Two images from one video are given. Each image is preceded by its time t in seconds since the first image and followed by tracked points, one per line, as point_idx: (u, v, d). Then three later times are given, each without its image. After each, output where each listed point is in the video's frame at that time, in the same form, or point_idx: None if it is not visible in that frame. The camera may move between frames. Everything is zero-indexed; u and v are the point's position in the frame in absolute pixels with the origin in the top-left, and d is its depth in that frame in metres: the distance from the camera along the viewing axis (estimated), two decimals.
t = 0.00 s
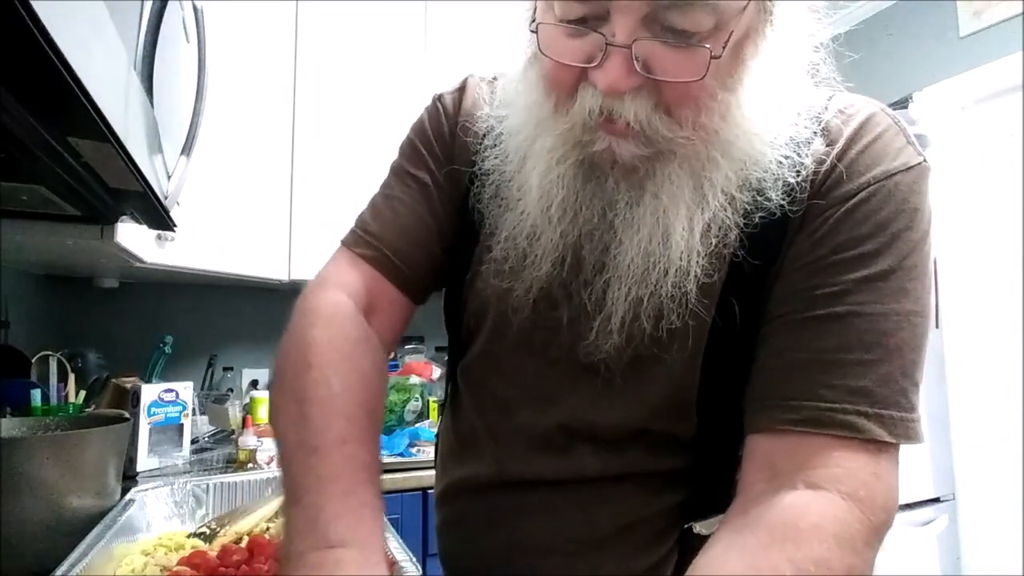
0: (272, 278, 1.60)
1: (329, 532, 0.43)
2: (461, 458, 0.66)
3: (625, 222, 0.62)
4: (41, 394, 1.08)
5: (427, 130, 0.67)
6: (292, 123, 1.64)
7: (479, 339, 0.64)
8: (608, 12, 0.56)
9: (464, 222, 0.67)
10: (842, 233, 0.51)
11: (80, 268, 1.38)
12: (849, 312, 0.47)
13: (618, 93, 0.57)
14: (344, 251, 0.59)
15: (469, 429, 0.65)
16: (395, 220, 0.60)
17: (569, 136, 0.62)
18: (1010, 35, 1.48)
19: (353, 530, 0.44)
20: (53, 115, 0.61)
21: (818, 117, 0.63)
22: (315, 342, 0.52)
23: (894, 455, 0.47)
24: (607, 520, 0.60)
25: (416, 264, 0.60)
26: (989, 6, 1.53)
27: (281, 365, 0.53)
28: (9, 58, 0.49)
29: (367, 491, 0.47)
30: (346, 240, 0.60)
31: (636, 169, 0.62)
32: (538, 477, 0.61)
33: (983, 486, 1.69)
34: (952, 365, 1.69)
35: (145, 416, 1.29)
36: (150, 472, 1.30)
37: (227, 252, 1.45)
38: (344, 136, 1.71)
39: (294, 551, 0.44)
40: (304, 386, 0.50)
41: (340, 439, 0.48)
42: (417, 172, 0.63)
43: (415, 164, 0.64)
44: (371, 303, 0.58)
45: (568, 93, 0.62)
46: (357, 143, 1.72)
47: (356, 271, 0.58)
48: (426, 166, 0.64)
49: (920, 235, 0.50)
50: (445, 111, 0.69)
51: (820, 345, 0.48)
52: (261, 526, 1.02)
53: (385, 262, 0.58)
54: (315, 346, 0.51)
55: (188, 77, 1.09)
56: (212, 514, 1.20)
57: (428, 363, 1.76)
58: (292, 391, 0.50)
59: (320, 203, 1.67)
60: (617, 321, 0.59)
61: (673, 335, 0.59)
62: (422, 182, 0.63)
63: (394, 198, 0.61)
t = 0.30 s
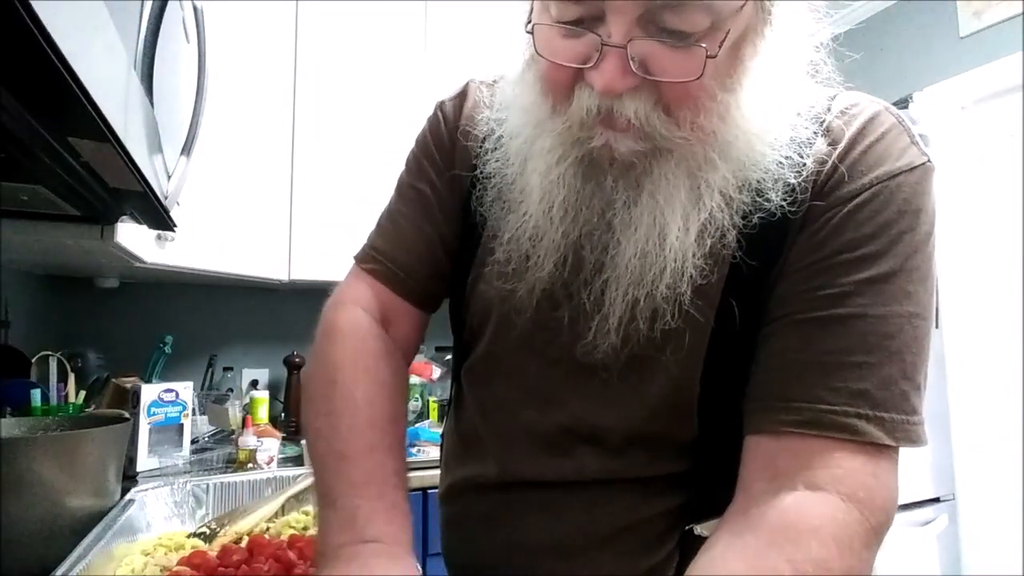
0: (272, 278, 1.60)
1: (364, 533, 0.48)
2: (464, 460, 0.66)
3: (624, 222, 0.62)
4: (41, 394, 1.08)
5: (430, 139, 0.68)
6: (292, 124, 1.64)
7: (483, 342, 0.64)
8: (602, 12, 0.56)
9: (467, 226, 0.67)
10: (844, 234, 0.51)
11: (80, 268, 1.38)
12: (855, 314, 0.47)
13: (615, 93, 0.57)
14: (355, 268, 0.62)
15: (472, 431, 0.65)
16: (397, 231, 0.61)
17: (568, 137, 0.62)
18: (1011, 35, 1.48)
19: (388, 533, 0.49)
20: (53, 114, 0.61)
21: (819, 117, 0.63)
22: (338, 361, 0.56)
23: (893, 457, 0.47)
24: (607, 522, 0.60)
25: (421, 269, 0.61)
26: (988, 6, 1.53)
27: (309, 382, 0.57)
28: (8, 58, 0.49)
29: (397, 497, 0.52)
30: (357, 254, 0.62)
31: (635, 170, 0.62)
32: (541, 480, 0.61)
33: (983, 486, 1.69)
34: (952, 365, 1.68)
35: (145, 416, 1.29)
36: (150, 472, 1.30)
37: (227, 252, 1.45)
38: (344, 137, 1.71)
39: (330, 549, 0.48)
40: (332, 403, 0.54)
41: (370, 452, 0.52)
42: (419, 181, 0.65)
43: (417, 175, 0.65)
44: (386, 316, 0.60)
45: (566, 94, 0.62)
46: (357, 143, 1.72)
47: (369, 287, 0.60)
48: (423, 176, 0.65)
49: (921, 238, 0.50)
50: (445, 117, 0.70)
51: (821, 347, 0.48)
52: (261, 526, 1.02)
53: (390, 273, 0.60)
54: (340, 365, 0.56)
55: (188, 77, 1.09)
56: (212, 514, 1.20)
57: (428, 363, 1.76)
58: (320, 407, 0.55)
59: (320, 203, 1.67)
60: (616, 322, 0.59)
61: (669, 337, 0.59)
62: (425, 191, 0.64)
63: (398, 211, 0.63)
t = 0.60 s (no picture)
0: (273, 278, 1.60)
1: (379, 537, 0.49)
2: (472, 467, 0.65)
3: (625, 228, 0.62)
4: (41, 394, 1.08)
5: (431, 144, 0.68)
6: (292, 124, 1.64)
7: (488, 348, 0.64)
8: (598, 14, 0.56)
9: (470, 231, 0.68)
10: (849, 237, 0.50)
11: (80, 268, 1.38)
12: (860, 319, 0.47)
13: (612, 98, 0.57)
14: (360, 279, 0.64)
15: (478, 436, 0.65)
16: (401, 238, 0.63)
17: (567, 142, 0.62)
18: (1011, 35, 1.48)
19: (404, 537, 0.50)
20: (52, 114, 0.61)
21: (822, 119, 0.63)
22: (349, 372, 0.58)
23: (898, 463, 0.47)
24: (609, 525, 0.60)
25: (424, 272, 0.63)
26: (989, 7, 1.53)
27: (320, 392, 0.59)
28: (9, 59, 0.49)
29: (410, 502, 0.53)
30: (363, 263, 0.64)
31: (636, 175, 0.62)
32: (547, 485, 0.60)
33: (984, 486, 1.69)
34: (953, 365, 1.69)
35: (145, 416, 1.29)
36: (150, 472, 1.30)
37: (227, 252, 1.45)
38: (344, 136, 1.71)
39: (348, 554, 0.49)
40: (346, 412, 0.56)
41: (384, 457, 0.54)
42: (419, 188, 0.65)
43: (419, 181, 0.66)
44: (394, 325, 0.62)
45: (562, 99, 0.62)
46: (356, 143, 1.72)
47: (375, 295, 0.62)
48: (423, 183, 0.66)
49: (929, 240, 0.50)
50: (445, 121, 0.70)
51: (827, 351, 0.48)
52: (261, 526, 1.02)
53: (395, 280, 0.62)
54: (352, 374, 0.57)
55: (188, 77, 1.09)
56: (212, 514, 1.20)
57: (428, 363, 1.76)
58: (333, 417, 0.56)
59: (320, 203, 1.67)
60: (618, 328, 0.59)
61: (670, 345, 0.59)
62: (428, 199, 0.65)
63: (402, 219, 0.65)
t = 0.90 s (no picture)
0: (273, 278, 1.60)
1: (386, 532, 0.49)
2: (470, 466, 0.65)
3: (624, 222, 0.62)
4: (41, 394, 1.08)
5: (437, 148, 0.69)
6: (292, 123, 1.64)
7: (491, 345, 0.64)
8: (592, 14, 0.57)
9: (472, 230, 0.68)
10: (845, 234, 0.51)
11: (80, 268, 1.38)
12: (858, 315, 0.47)
13: (606, 94, 0.57)
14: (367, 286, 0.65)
15: (479, 434, 0.65)
16: (406, 241, 0.64)
17: (565, 139, 0.62)
18: (1011, 35, 1.48)
19: (410, 532, 0.50)
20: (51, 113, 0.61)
21: (821, 113, 0.63)
22: (355, 374, 0.59)
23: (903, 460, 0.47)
24: (609, 525, 0.60)
25: (429, 274, 0.63)
26: (988, 7, 1.53)
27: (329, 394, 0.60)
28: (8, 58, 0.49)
29: (417, 499, 0.53)
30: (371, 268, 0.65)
31: (633, 168, 0.63)
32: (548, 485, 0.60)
33: (984, 486, 1.69)
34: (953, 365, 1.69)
35: (145, 416, 1.29)
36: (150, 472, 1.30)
37: (227, 251, 1.44)
38: (344, 136, 1.71)
39: (354, 550, 0.49)
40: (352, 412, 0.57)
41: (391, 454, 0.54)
42: (422, 192, 0.67)
43: (422, 186, 0.67)
44: (401, 329, 0.63)
45: (557, 96, 0.62)
46: (356, 143, 1.72)
47: (381, 301, 0.63)
48: (426, 188, 0.67)
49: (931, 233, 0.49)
50: (447, 126, 0.70)
51: (828, 349, 0.48)
52: (261, 526, 1.01)
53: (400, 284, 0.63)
54: (362, 374, 0.58)
55: (188, 77, 1.09)
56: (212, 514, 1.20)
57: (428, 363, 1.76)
58: (340, 417, 0.57)
59: (320, 203, 1.67)
60: (617, 322, 0.59)
61: (668, 338, 0.59)
62: (433, 203, 0.66)
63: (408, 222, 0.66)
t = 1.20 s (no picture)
0: (273, 278, 1.60)
1: (401, 493, 0.51)
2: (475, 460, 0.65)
3: (621, 198, 0.63)
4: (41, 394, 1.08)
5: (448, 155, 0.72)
6: (292, 123, 1.64)
7: (496, 326, 0.65)
8: None
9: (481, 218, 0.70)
10: (829, 224, 0.50)
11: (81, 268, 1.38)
12: (844, 307, 0.47)
13: (601, 71, 0.59)
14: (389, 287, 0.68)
15: (482, 420, 0.65)
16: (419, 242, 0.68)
17: (563, 120, 0.63)
18: (1011, 35, 1.48)
19: (423, 494, 0.52)
20: (51, 114, 0.61)
21: (813, 99, 0.62)
22: (376, 357, 0.62)
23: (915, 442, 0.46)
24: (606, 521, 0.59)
25: (436, 272, 0.66)
26: (988, 6, 1.53)
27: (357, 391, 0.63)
28: (8, 58, 0.49)
29: (435, 467, 0.55)
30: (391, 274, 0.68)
31: (630, 148, 0.63)
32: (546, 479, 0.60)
33: (984, 486, 1.69)
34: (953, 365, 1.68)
35: (145, 416, 1.28)
36: (150, 472, 1.30)
37: (227, 251, 1.44)
38: (344, 136, 1.71)
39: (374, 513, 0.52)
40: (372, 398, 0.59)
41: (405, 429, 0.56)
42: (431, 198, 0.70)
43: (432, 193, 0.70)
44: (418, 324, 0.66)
45: (557, 77, 0.63)
46: (357, 143, 1.72)
47: (399, 297, 0.67)
48: (439, 189, 0.70)
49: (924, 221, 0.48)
50: (461, 134, 0.73)
51: (820, 341, 0.48)
52: (261, 526, 1.01)
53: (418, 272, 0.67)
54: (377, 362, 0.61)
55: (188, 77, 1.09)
56: (212, 514, 1.20)
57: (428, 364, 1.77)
58: (362, 398, 0.60)
59: (320, 203, 1.67)
60: (613, 294, 0.59)
61: (665, 304, 0.58)
62: (442, 205, 0.69)
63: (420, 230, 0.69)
